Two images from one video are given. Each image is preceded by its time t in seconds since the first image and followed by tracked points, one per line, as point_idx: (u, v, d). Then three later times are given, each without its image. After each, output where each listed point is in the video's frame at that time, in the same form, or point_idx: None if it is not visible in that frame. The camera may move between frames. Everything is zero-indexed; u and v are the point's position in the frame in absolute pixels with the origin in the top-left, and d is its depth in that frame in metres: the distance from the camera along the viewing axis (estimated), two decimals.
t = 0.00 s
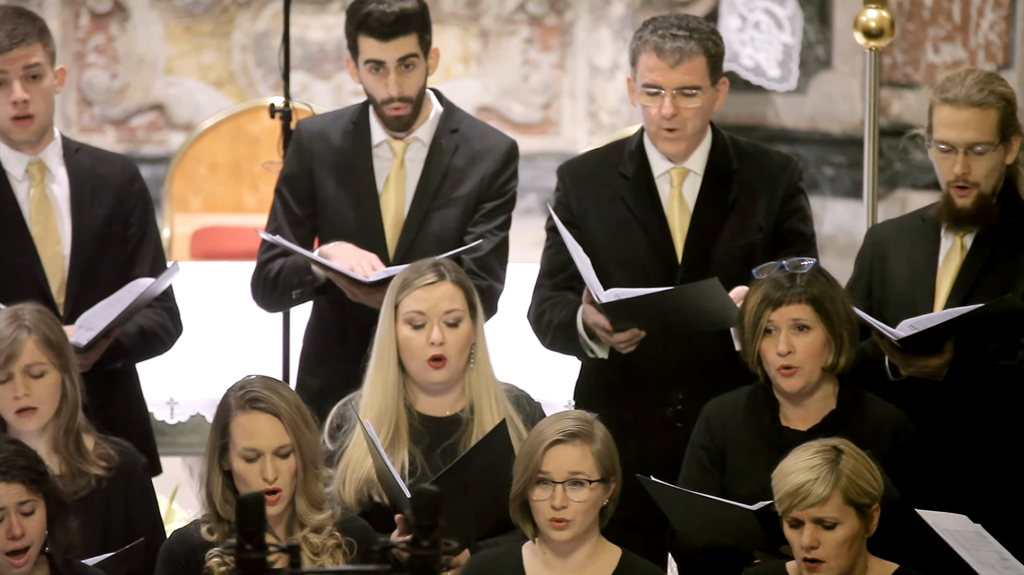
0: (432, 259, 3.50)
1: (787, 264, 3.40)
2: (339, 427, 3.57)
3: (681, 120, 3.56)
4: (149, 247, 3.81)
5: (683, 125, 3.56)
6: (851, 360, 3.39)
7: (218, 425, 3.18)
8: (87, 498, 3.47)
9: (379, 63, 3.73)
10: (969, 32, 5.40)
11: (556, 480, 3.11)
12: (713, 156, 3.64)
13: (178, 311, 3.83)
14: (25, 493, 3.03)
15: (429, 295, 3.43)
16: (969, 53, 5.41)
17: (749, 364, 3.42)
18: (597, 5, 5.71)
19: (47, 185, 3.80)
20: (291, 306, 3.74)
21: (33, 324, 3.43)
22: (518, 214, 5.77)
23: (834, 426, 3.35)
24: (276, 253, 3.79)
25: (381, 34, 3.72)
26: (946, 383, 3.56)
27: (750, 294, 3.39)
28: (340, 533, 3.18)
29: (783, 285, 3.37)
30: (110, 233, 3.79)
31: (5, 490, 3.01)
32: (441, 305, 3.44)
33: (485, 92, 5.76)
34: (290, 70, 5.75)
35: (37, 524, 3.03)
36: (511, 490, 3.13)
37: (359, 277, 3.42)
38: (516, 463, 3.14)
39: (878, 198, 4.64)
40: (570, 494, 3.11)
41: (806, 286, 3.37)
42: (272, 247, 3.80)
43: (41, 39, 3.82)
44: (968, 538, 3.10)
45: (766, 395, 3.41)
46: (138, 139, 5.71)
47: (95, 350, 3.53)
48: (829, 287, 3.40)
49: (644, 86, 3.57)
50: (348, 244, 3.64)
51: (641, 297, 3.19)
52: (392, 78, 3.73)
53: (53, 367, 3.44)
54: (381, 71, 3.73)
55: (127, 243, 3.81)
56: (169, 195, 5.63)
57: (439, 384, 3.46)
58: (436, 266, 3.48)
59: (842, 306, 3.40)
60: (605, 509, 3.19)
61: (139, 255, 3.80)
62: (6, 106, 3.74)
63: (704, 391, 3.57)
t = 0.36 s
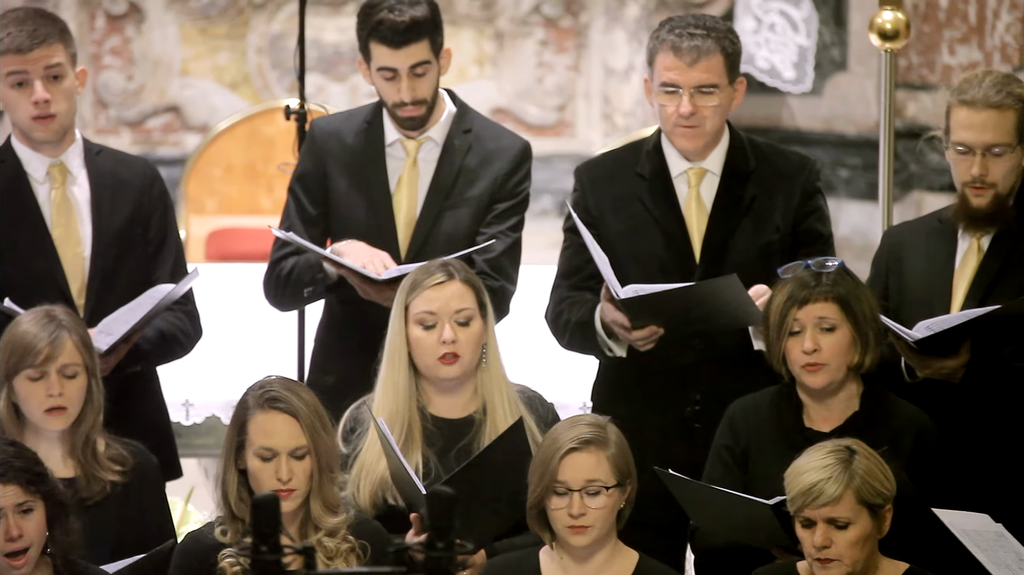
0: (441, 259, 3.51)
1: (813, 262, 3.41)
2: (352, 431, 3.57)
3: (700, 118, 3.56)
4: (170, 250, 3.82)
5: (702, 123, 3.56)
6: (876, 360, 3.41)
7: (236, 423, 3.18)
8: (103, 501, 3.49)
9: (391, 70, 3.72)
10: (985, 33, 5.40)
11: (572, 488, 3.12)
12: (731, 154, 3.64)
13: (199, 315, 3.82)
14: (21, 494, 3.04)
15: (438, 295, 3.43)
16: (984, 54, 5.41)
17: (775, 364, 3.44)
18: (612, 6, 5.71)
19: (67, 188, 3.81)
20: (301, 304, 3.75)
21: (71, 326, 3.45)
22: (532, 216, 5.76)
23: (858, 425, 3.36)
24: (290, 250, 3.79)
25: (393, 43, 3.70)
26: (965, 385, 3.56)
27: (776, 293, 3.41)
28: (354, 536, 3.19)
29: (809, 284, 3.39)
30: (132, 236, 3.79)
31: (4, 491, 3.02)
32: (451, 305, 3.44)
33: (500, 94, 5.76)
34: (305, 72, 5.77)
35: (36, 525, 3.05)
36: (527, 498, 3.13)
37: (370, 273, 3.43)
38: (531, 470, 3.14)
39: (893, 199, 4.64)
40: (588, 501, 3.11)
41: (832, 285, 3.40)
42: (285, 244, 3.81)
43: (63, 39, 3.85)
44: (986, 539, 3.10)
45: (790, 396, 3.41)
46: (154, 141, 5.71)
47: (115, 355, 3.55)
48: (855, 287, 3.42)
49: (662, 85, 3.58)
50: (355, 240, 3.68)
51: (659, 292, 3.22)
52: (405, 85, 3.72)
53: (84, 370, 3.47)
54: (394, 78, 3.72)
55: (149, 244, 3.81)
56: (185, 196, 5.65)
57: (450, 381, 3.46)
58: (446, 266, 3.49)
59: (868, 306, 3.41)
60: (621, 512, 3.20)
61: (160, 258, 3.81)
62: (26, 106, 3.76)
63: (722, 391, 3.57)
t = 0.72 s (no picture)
0: (452, 260, 3.51)
1: (847, 267, 3.42)
2: (369, 433, 3.56)
3: (718, 119, 3.56)
4: (189, 255, 3.83)
5: (721, 123, 3.57)
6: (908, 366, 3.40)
7: (259, 419, 3.20)
8: (115, 499, 3.51)
9: (405, 69, 3.72)
10: (1004, 35, 5.35)
11: (582, 494, 3.11)
12: (750, 156, 3.64)
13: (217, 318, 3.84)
14: (27, 496, 3.06)
15: (451, 297, 3.44)
16: (1003, 56, 5.37)
17: (807, 368, 3.43)
18: (630, 9, 5.74)
19: (89, 190, 3.83)
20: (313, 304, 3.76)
21: (71, 331, 3.46)
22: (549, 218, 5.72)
23: (886, 430, 3.35)
24: (301, 250, 3.80)
25: (407, 40, 3.71)
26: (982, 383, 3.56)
27: (809, 296, 3.41)
28: (370, 541, 3.19)
29: (843, 289, 3.39)
30: (151, 239, 3.81)
31: (10, 492, 3.04)
32: (464, 306, 3.44)
33: (517, 96, 5.75)
34: (323, 74, 5.79)
35: (42, 527, 3.06)
36: (536, 505, 3.13)
37: (385, 273, 3.44)
38: (539, 477, 3.13)
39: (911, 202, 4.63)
40: (598, 506, 3.11)
41: (866, 290, 3.39)
42: (296, 244, 3.81)
43: (86, 41, 3.87)
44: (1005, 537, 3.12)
45: (819, 400, 3.40)
46: (172, 143, 5.73)
47: (130, 355, 3.54)
48: (889, 292, 3.40)
49: (680, 86, 3.58)
50: (374, 240, 3.68)
51: (679, 292, 3.21)
52: (418, 83, 3.73)
53: (88, 374, 3.47)
54: (408, 77, 3.73)
55: (169, 248, 3.83)
56: (202, 199, 5.66)
57: (466, 381, 3.46)
58: (458, 267, 3.49)
59: (902, 312, 3.40)
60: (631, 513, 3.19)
61: (180, 262, 3.82)
62: (49, 106, 3.80)
63: (741, 393, 3.56)
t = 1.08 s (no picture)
0: (472, 260, 3.53)
1: (879, 266, 3.44)
2: (391, 431, 3.57)
3: (740, 118, 3.56)
4: (208, 256, 3.83)
5: (743, 121, 3.57)
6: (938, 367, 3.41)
7: (293, 410, 3.22)
8: (135, 496, 3.52)
9: (433, 59, 3.77)
10: None
11: (593, 492, 3.12)
12: (771, 155, 3.64)
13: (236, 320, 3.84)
14: (54, 494, 3.18)
15: (469, 296, 3.44)
16: None
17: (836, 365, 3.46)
18: (650, 9, 5.73)
19: (109, 189, 3.84)
20: (325, 300, 3.77)
21: (74, 328, 3.49)
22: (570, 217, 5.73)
23: (914, 430, 3.37)
24: (316, 248, 3.81)
25: (441, 32, 3.77)
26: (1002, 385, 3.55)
27: (840, 294, 3.43)
28: (391, 550, 3.18)
29: (874, 288, 3.41)
30: (170, 238, 3.81)
31: (35, 489, 3.17)
32: (483, 305, 3.45)
33: (538, 95, 5.76)
34: (344, 74, 5.81)
35: (66, 526, 3.17)
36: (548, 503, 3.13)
37: (409, 272, 3.46)
38: (551, 476, 3.14)
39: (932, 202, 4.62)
40: (609, 504, 3.12)
41: (897, 290, 3.41)
42: (310, 242, 3.82)
43: (106, 39, 3.88)
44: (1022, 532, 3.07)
45: (848, 399, 3.42)
46: (193, 142, 5.76)
47: (146, 355, 3.55)
48: (922, 293, 3.42)
49: (701, 84, 3.57)
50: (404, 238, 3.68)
51: (700, 287, 3.22)
52: (444, 75, 3.78)
53: (95, 371, 3.50)
54: (435, 67, 3.78)
55: (188, 248, 3.83)
56: (224, 198, 5.67)
57: (489, 379, 3.47)
58: (476, 266, 3.50)
59: (933, 313, 3.41)
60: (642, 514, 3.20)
61: (199, 263, 3.82)
62: (69, 104, 3.81)
63: (762, 392, 3.57)
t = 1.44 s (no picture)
0: (491, 257, 3.51)
1: (911, 261, 3.46)
2: (412, 428, 3.57)
3: (762, 116, 3.54)
4: (227, 258, 3.77)
5: (765, 120, 3.54)
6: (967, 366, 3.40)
7: (310, 415, 3.20)
8: (164, 498, 3.48)
9: (467, 54, 3.76)
10: None
11: (607, 489, 3.10)
12: (794, 154, 3.62)
13: (253, 322, 3.81)
14: (88, 496, 3.11)
15: (489, 294, 3.44)
16: None
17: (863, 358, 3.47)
18: (672, 7, 5.85)
19: (127, 189, 3.78)
20: (341, 298, 3.78)
21: (108, 327, 3.45)
22: (592, 216, 5.85)
23: (941, 428, 3.37)
24: (334, 246, 3.83)
25: (481, 28, 3.76)
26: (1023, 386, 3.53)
27: (872, 285, 3.44)
28: (418, 540, 3.20)
29: (905, 280, 3.42)
30: (188, 239, 3.75)
31: (71, 490, 3.10)
32: (502, 303, 3.44)
33: (560, 94, 5.92)
34: (366, 73, 6.01)
35: (99, 528, 3.11)
36: (562, 499, 3.12)
37: (434, 269, 3.45)
38: (566, 471, 3.13)
39: (955, 202, 4.58)
40: (622, 502, 3.10)
41: (928, 284, 3.41)
42: (329, 238, 3.84)
43: (125, 38, 3.83)
44: None
45: (877, 397, 3.43)
46: (215, 141, 5.94)
47: (159, 357, 3.54)
48: (953, 290, 3.43)
49: (723, 83, 3.56)
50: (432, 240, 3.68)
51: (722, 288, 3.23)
52: (475, 72, 3.76)
53: (130, 370, 3.46)
54: (468, 63, 3.76)
55: (205, 249, 3.77)
56: (246, 196, 5.69)
57: (509, 381, 3.46)
58: (496, 264, 3.49)
59: (964, 312, 3.41)
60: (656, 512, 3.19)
61: (218, 264, 3.76)
62: (87, 103, 3.74)
63: (783, 391, 3.55)
